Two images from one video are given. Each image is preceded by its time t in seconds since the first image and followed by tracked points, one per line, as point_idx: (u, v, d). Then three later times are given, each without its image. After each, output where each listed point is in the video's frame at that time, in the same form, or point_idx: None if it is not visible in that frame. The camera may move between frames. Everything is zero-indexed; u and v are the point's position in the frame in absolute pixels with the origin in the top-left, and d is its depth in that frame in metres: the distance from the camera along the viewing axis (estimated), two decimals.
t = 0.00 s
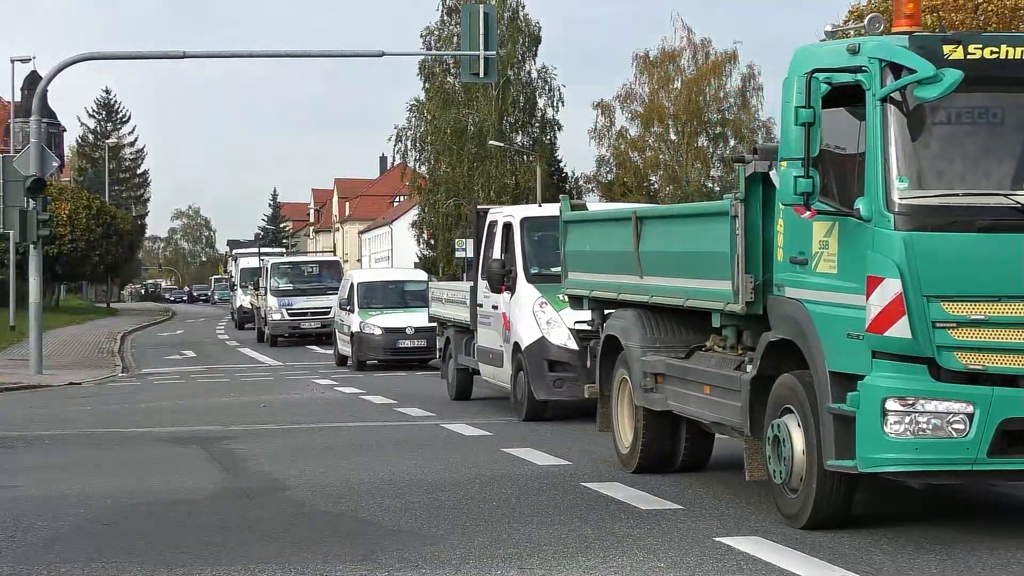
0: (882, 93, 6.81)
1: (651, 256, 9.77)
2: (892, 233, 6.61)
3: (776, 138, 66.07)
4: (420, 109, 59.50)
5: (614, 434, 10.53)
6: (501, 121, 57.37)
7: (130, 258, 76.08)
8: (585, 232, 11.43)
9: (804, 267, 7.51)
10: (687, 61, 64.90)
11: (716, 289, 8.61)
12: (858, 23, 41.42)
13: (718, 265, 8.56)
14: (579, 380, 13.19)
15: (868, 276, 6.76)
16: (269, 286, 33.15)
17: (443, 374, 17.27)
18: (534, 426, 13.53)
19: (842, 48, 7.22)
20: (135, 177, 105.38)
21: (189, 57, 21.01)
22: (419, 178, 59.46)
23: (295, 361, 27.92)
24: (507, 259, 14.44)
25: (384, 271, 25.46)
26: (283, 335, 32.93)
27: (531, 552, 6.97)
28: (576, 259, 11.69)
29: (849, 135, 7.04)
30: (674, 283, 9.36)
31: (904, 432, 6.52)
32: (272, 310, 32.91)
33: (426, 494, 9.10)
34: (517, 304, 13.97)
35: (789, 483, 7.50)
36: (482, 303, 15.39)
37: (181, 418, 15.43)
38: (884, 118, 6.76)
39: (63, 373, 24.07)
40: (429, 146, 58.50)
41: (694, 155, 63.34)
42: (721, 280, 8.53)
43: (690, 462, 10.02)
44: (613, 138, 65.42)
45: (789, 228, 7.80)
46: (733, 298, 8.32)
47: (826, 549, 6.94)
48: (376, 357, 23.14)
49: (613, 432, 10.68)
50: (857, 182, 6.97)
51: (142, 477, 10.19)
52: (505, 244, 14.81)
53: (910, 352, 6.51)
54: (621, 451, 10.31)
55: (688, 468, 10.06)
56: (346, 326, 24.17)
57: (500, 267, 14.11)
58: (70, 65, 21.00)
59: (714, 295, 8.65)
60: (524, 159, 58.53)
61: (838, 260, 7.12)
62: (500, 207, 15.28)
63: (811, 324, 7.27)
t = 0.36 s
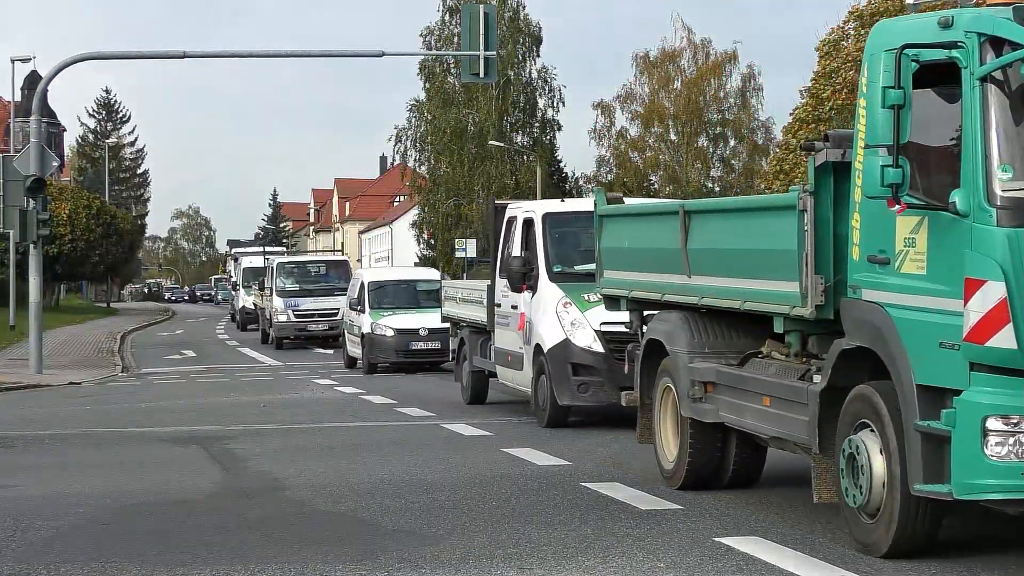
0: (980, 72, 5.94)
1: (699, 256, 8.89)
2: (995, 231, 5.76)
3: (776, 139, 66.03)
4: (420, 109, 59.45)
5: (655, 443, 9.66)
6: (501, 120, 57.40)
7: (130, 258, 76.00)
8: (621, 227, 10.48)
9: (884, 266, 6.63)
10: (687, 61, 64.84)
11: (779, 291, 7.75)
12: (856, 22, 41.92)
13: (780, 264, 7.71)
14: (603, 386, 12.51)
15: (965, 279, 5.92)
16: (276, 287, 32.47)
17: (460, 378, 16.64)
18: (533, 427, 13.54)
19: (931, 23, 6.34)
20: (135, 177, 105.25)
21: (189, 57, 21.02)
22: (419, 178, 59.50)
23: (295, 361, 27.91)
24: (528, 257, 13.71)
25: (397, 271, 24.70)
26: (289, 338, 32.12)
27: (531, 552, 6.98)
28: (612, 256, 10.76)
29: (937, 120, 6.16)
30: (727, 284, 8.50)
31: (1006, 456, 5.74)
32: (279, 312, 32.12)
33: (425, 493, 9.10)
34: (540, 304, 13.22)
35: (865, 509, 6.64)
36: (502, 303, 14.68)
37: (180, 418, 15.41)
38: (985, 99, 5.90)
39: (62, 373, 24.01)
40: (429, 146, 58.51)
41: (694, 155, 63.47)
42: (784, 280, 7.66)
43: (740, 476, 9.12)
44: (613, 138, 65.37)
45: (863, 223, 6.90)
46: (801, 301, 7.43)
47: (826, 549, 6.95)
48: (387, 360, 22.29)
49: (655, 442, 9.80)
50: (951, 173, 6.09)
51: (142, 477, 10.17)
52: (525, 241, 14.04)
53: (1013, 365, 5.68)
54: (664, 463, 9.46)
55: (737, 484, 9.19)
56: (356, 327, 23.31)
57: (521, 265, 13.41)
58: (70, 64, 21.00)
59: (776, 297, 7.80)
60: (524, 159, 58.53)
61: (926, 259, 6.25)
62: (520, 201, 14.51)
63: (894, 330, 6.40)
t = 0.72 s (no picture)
0: None
1: (756, 255, 7.88)
2: None
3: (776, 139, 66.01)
4: (420, 109, 59.46)
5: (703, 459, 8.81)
6: (501, 120, 57.42)
7: (130, 258, 75.95)
8: (661, 221, 9.40)
9: (980, 263, 5.65)
10: (687, 61, 64.77)
11: (856, 292, 6.75)
12: (857, 23, 42.07)
13: (856, 261, 6.71)
14: (631, 392, 11.93)
15: None
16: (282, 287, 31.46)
17: (473, 381, 15.96)
18: (533, 426, 13.55)
19: None
20: (135, 176, 105.16)
21: (189, 57, 21.01)
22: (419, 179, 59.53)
23: (295, 361, 27.90)
24: (549, 254, 13.09)
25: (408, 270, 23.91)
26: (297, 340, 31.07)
27: (531, 552, 6.98)
28: (649, 253, 9.69)
29: None
30: (791, 282, 7.51)
31: None
32: (286, 313, 31.05)
33: (425, 494, 9.09)
34: (563, 305, 12.58)
35: (958, 537, 5.80)
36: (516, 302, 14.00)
37: (180, 417, 15.41)
38: None
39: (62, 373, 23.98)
40: (429, 146, 58.57)
41: (694, 155, 63.51)
42: (861, 279, 6.66)
43: (798, 490, 8.23)
44: (613, 138, 65.37)
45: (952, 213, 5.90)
46: (884, 306, 6.44)
47: (824, 549, 6.95)
48: (399, 362, 21.54)
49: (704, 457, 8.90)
50: None
51: (143, 476, 10.16)
52: (545, 239, 13.41)
53: None
54: (713, 480, 8.60)
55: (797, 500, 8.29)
56: (367, 328, 22.55)
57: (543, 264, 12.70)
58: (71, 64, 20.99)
59: (852, 299, 6.80)
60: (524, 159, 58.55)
61: None
62: (538, 197, 13.88)
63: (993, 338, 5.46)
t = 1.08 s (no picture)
0: None
1: (827, 251, 6.91)
2: None
3: (776, 140, 66.03)
4: (420, 109, 59.47)
5: (762, 478, 7.87)
6: (501, 120, 57.44)
7: (130, 258, 75.89)
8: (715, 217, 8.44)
9: None
10: (687, 61, 64.79)
11: (947, 295, 5.78)
12: (857, 23, 42.20)
13: (947, 260, 5.76)
14: (661, 399, 11.24)
15: None
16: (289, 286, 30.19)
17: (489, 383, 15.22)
18: (533, 426, 13.53)
19: None
20: (135, 176, 105.17)
21: (188, 56, 21.01)
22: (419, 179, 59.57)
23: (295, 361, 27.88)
24: (573, 252, 12.40)
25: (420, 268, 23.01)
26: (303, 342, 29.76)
27: (531, 553, 6.97)
28: (699, 252, 8.72)
29: None
30: (868, 284, 6.53)
31: None
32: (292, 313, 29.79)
33: (425, 494, 9.08)
34: (588, 304, 11.87)
35: None
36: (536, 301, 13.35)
37: (180, 417, 15.39)
38: None
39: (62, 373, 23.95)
40: (429, 146, 58.60)
41: (694, 155, 63.52)
42: (957, 281, 5.69)
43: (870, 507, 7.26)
44: (613, 139, 65.39)
45: None
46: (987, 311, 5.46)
47: (825, 549, 6.95)
48: (413, 365, 20.60)
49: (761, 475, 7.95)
50: None
51: (142, 477, 10.15)
52: (569, 236, 12.71)
53: None
54: (774, 501, 7.67)
55: (872, 513, 7.30)
56: (379, 328, 21.65)
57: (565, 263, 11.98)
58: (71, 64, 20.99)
59: (943, 303, 5.82)
60: (523, 159, 58.56)
61: None
62: (561, 192, 13.21)
63: None
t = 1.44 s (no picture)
0: None
1: (924, 251, 5.92)
2: None
3: (776, 140, 66.01)
4: (420, 109, 59.49)
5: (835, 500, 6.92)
6: (501, 120, 57.44)
7: (130, 258, 75.83)
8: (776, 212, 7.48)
9: None
10: (687, 61, 64.76)
11: None
12: (857, 23, 42.26)
13: None
14: (693, 405, 10.51)
15: None
16: (297, 286, 29.41)
17: (503, 387, 14.55)
18: (533, 427, 13.52)
19: None
20: (135, 176, 105.04)
21: (188, 56, 20.99)
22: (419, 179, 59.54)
23: (296, 361, 27.85)
24: (599, 250, 11.76)
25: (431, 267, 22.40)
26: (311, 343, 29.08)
27: (530, 552, 6.97)
28: (757, 255, 7.75)
29: None
30: (972, 286, 5.55)
31: None
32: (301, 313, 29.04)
33: (424, 493, 9.08)
34: (616, 305, 11.17)
35: None
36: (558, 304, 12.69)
37: (181, 417, 15.37)
38: None
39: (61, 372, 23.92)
40: (429, 146, 58.59)
41: (694, 155, 63.48)
42: None
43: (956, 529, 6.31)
44: (613, 139, 65.35)
45: None
46: None
47: (824, 549, 6.96)
48: (426, 368, 20.09)
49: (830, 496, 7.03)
50: None
51: (142, 476, 10.15)
52: (594, 233, 12.06)
53: None
54: (851, 527, 6.73)
55: (967, 532, 6.34)
56: (390, 330, 21.13)
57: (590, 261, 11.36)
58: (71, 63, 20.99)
59: None
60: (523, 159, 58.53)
61: None
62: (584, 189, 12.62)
63: None
